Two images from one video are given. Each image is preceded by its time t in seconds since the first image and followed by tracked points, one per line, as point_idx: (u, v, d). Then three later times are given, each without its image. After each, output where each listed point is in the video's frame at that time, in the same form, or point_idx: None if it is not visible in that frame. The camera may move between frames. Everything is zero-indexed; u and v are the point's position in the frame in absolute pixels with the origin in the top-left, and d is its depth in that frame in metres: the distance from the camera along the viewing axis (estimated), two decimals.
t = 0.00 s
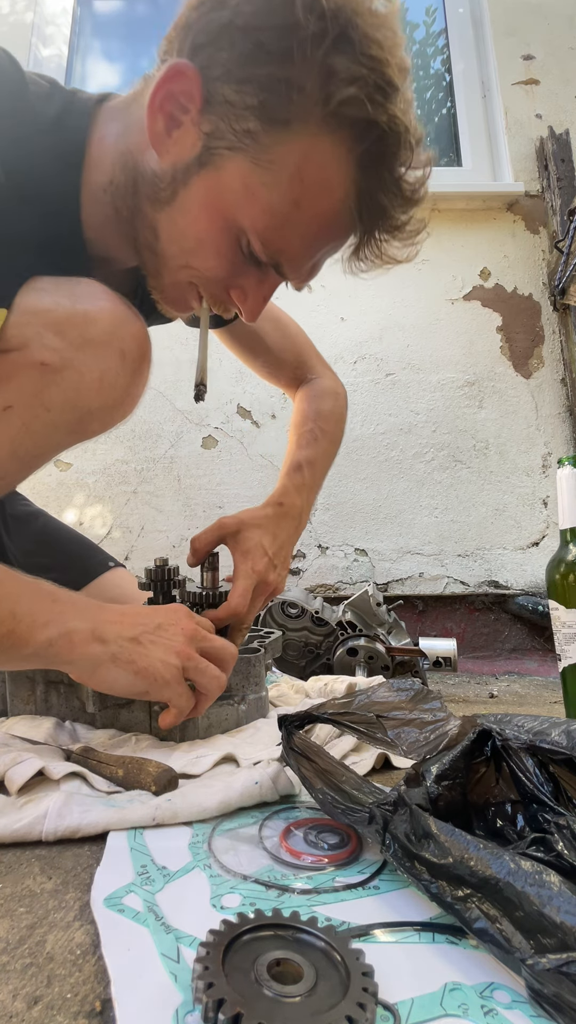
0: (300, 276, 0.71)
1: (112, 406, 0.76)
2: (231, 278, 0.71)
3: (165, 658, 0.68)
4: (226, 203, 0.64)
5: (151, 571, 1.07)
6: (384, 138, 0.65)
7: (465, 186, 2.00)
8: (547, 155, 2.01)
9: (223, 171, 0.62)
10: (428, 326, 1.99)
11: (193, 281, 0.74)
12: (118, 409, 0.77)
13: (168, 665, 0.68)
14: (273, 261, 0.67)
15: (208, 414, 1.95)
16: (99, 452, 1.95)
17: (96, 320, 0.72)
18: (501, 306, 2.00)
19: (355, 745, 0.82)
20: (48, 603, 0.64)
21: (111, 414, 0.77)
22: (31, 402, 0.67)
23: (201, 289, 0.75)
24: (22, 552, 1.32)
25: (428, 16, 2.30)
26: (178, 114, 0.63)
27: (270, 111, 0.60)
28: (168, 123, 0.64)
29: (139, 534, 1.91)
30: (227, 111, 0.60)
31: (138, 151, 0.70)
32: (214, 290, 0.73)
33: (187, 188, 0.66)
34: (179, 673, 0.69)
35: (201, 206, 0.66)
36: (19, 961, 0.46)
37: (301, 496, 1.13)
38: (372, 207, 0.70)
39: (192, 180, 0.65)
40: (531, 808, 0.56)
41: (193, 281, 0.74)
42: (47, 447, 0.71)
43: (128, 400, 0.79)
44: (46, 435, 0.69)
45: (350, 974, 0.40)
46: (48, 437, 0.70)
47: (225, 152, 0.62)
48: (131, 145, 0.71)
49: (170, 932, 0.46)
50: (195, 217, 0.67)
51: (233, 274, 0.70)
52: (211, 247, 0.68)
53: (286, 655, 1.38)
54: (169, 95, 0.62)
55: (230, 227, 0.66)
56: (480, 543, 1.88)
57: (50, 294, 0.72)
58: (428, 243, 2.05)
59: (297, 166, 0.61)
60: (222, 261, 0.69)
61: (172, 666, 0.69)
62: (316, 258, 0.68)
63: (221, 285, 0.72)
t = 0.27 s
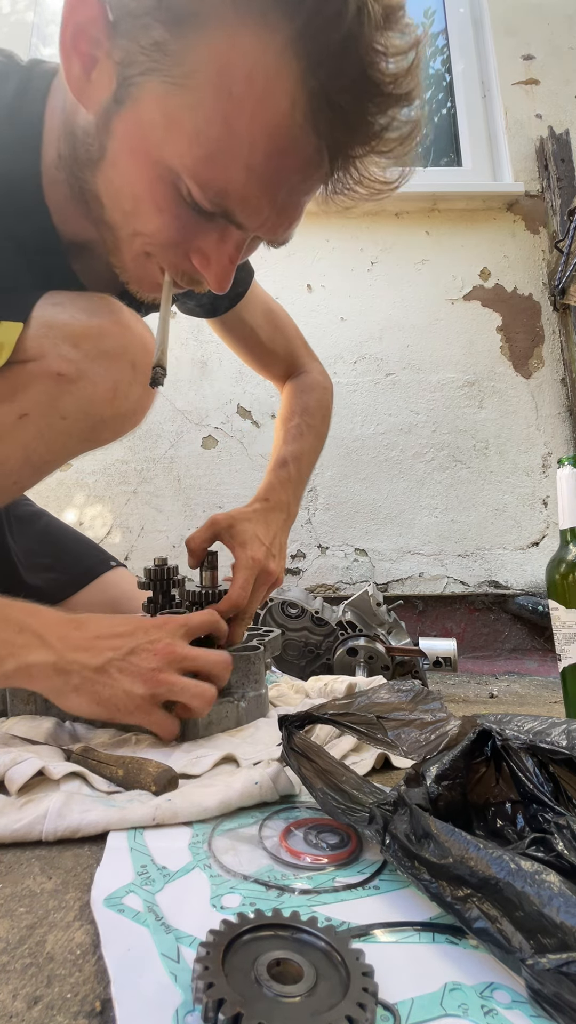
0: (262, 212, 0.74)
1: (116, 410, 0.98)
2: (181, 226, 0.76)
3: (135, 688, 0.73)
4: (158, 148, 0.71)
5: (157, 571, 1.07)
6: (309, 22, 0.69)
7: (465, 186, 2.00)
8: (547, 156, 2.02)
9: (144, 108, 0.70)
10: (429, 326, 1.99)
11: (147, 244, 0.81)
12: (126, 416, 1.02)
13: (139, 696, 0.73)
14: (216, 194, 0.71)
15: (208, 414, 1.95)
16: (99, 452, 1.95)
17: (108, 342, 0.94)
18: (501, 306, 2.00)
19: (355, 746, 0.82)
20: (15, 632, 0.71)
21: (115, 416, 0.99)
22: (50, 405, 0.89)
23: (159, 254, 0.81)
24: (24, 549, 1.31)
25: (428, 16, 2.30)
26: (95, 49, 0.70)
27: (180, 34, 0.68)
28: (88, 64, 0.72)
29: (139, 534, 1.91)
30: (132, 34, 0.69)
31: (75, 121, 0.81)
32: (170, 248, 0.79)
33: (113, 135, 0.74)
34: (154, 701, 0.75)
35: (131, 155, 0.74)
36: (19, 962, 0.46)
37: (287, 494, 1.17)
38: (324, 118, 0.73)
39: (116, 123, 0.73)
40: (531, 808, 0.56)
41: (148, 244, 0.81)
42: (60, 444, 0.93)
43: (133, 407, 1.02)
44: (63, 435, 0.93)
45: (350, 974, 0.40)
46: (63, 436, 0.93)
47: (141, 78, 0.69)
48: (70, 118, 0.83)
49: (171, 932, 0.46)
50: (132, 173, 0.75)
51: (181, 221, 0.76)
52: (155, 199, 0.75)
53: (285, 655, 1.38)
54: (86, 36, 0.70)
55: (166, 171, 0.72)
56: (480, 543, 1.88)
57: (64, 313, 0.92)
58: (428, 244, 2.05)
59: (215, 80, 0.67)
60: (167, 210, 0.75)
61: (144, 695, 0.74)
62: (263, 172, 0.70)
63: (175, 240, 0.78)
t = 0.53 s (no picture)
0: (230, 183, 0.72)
1: (117, 413, 1.01)
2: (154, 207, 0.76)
3: (109, 697, 0.81)
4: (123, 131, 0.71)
5: (157, 572, 1.06)
6: None
7: (465, 186, 2.00)
8: (547, 156, 2.02)
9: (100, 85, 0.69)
10: (429, 326, 1.99)
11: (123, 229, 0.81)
12: (127, 418, 1.05)
13: (109, 705, 0.81)
14: (179, 170, 0.70)
15: (208, 414, 1.95)
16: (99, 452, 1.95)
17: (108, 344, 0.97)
18: (501, 306, 2.00)
19: (355, 746, 0.82)
20: (15, 624, 0.80)
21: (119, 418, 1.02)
22: (51, 407, 0.92)
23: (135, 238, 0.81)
24: (28, 549, 1.32)
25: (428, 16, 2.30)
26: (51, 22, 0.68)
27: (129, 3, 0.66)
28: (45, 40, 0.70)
29: (139, 534, 1.91)
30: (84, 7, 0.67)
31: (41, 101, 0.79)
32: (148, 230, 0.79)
33: (73, 112, 0.73)
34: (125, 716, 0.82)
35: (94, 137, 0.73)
36: (19, 962, 0.46)
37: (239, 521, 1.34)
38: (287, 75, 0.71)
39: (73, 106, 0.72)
40: (531, 808, 0.56)
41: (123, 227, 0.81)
42: (62, 446, 0.96)
43: (133, 412, 1.05)
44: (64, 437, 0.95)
45: (350, 974, 0.40)
46: (66, 437, 0.95)
47: (93, 46, 0.67)
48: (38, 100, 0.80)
49: (171, 932, 0.46)
50: (98, 158, 0.75)
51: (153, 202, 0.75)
52: (122, 181, 0.75)
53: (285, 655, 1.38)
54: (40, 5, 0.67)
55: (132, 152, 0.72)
56: (480, 543, 1.88)
57: (66, 315, 0.96)
58: (428, 244, 2.05)
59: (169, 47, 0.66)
60: (138, 192, 0.75)
61: (115, 706, 0.81)
62: (226, 141, 0.69)
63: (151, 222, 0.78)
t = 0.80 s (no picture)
0: (236, 213, 0.81)
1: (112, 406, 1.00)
2: (166, 229, 0.83)
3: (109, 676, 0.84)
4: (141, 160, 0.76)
5: (141, 565, 1.11)
6: (274, 29, 0.73)
7: (465, 186, 2.00)
8: (547, 156, 2.02)
9: (120, 117, 0.74)
10: (429, 326, 1.99)
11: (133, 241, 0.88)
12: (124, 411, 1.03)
13: (106, 686, 0.85)
14: (196, 201, 0.78)
15: (208, 414, 1.95)
16: (99, 452, 1.95)
17: (100, 336, 0.95)
18: (501, 306, 2.00)
19: (355, 746, 0.82)
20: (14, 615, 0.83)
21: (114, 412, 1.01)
22: (45, 402, 0.91)
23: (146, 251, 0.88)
24: (29, 549, 1.33)
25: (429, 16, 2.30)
26: (68, 58, 0.72)
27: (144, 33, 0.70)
28: (64, 73, 0.73)
29: (139, 534, 1.90)
30: (107, 45, 0.70)
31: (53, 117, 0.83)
32: (158, 247, 0.86)
33: (92, 142, 0.79)
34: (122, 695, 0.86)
35: (112, 158, 0.78)
36: (19, 962, 0.46)
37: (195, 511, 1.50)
38: (289, 118, 0.79)
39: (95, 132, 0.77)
40: (531, 808, 0.56)
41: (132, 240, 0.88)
42: (56, 440, 0.96)
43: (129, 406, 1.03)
44: (59, 430, 0.95)
45: (350, 974, 0.40)
46: (59, 430, 0.95)
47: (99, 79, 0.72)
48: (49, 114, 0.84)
49: (171, 932, 0.46)
50: (113, 175, 0.80)
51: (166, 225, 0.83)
52: (138, 202, 0.81)
53: (285, 655, 1.38)
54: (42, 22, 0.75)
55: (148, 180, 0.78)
56: (480, 543, 1.88)
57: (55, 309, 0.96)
58: (428, 244, 2.05)
59: (190, 90, 0.71)
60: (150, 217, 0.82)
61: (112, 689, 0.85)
62: (234, 177, 0.77)
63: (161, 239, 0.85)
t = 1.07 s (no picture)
0: (221, 230, 0.88)
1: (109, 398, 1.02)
2: (159, 244, 0.89)
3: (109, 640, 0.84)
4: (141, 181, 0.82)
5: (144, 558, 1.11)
6: (258, 88, 0.81)
7: (465, 186, 2.00)
8: (547, 155, 2.01)
9: (126, 146, 0.81)
10: (429, 326, 1.99)
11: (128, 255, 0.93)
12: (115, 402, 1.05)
13: (109, 646, 0.84)
14: (189, 220, 0.84)
15: (208, 414, 1.95)
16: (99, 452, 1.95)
17: (95, 330, 0.98)
18: (501, 306, 2.00)
19: (355, 745, 0.82)
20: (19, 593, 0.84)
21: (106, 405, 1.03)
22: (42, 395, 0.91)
23: (139, 261, 0.93)
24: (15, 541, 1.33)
25: (429, 16, 2.30)
26: (79, 98, 0.81)
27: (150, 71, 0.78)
28: (75, 110, 0.82)
29: (139, 534, 1.90)
30: (116, 87, 0.79)
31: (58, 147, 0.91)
32: (150, 260, 0.92)
33: (100, 170, 0.85)
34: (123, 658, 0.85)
35: (115, 179, 0.84)
36: (19, 962, 0.46)
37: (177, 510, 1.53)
38: (271, 153, 0.86)
39: (101, 159, 0.84)
40: (531, 808, 0.56)
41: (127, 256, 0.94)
42: (55, 432, 0.96)
43: (123, 397, 1.07)
44: (59, 422, 0.95)
45: (350, 974, 0.40)
46: (59, 423, 0.95)
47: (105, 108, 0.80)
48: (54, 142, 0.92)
49: (171, 932, 0.46)
50: (114, 193, 0.86)
51: (159, 240, 0.88)
52: (134, 216, 0.86)
53: (285, 655, 1.39)
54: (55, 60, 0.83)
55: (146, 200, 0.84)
56: (480, 543, 1.88)
57: (54, 307, 0.96)
58: (428, 244, 2.05)
59: (189, 125, 0.78)
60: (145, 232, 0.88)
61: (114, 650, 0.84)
62: (223, 202, 0.83)
63: (154, 254, 0.91)
